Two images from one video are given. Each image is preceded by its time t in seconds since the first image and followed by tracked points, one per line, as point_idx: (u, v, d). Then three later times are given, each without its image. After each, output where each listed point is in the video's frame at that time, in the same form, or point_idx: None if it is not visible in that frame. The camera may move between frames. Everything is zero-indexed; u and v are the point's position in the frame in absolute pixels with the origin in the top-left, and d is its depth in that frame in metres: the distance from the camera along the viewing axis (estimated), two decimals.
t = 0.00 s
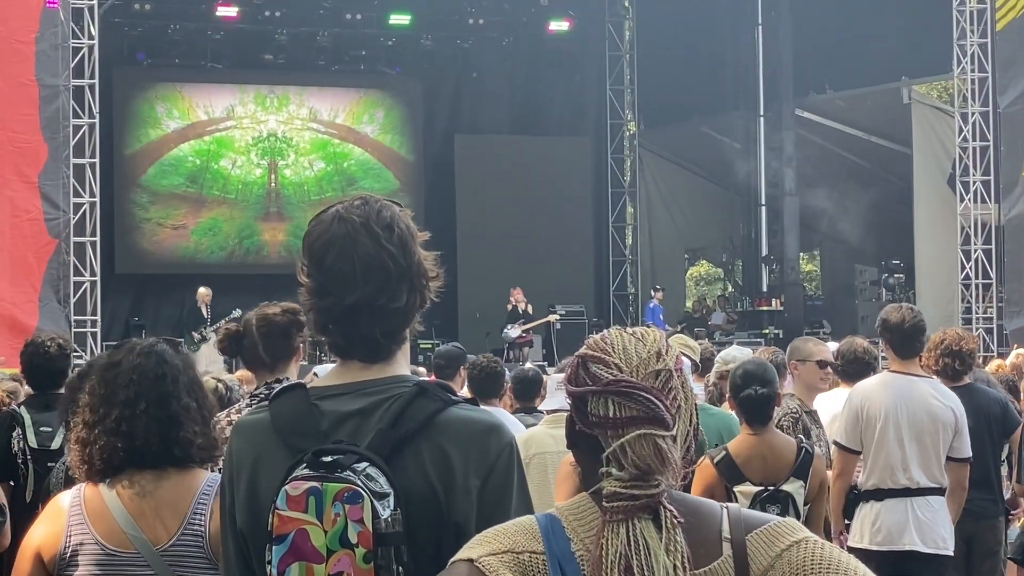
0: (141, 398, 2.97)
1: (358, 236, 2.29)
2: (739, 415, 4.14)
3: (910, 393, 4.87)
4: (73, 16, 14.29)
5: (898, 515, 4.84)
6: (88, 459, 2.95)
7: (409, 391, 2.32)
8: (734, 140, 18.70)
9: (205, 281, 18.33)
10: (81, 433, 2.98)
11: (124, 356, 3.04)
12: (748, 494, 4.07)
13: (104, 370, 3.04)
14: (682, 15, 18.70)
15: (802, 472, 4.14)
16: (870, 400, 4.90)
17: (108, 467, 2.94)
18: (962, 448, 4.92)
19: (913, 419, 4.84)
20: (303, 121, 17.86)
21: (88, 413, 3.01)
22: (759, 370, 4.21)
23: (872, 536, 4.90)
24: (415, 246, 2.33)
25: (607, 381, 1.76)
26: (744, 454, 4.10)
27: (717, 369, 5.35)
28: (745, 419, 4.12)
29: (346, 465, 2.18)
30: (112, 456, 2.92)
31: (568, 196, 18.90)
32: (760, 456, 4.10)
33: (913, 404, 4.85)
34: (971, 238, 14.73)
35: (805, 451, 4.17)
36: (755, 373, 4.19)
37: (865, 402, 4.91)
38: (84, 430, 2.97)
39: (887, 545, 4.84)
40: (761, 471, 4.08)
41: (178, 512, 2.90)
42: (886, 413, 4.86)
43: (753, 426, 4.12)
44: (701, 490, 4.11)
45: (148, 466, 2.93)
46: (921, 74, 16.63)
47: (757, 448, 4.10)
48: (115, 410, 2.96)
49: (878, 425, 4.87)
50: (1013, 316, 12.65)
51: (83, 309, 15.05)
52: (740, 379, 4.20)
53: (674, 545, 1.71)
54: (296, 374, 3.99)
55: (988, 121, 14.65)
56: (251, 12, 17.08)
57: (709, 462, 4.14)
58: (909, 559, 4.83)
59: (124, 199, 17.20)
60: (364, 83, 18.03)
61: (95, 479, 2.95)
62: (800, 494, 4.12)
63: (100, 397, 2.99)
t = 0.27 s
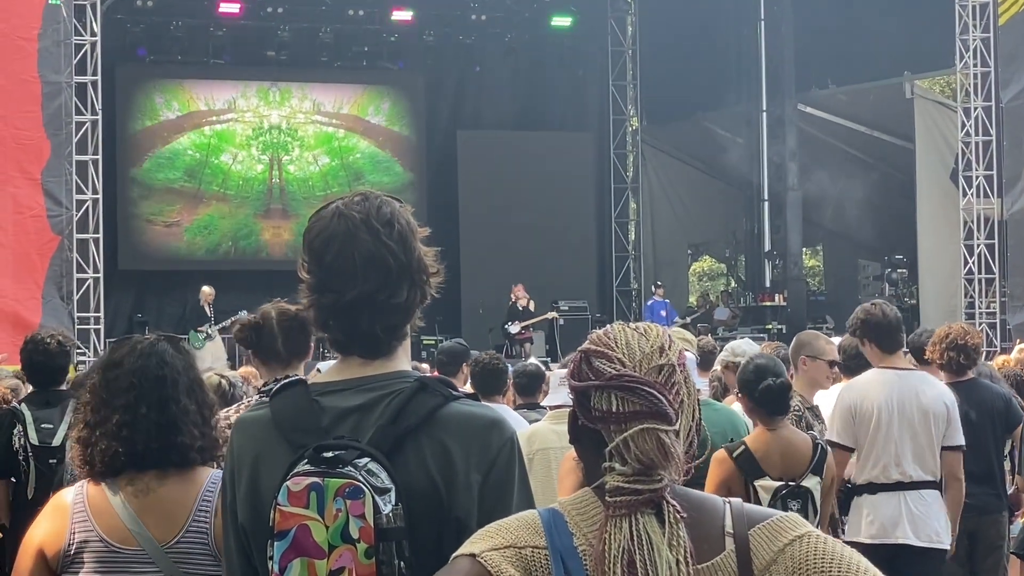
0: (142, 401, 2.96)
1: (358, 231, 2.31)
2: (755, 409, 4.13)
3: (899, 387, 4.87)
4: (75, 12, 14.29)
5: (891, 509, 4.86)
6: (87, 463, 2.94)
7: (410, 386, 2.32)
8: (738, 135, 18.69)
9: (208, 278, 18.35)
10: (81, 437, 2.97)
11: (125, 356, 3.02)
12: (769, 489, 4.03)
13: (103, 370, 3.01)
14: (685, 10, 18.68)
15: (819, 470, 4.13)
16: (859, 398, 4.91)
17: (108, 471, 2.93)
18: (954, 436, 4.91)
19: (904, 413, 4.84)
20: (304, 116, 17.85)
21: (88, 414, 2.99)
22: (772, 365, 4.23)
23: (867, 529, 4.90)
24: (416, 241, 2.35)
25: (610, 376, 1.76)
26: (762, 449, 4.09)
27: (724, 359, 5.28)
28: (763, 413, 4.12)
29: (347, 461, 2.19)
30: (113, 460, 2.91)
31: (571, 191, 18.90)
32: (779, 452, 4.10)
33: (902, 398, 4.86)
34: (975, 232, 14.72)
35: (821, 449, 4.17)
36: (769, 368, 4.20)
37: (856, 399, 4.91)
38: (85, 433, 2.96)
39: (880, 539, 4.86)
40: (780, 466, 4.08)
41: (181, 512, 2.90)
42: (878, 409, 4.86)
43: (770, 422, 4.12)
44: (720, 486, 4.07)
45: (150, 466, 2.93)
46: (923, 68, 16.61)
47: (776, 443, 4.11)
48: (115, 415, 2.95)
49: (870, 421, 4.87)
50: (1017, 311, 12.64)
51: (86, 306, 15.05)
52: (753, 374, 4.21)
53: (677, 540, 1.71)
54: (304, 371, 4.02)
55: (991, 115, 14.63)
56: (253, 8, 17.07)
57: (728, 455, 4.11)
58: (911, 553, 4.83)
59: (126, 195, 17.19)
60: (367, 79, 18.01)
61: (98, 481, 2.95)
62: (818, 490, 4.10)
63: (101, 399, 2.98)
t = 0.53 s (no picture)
0: (147, 401, 2.97)
1: (359, 230, 2.31)
2: (772, 403, 4.15)
3: (879, 386, 4.87)
4: (76, 11, 14.30)
5: (882, 505, 4.82)
6: (94, 463, 2.95)
7: (411, 383, 2.33)
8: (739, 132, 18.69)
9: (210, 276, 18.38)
10: (86, 438, 2.97)
11: (129, 356, 3.02)
12: (781, 484, 4.03)
13: (107, 369, 3.01)
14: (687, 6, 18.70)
15: (827, 466, 4.14)
16: (841, 399, 4.89)
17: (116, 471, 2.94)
18: (940, 427, 4.92)
19: (887, 411, 4.84)
20: (305, 113, 17.85)
21: (92, 414, 2.99)
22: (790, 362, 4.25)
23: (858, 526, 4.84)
24: (418, 239, 2.36)
25: (612, 373, 1.77)
26: (775, 443, 4.09)
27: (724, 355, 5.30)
28: (779, 406, 4.13)
29: (348, 458, 2.19)
30: (121, 461, 2.92)
31: (573, 188, 18.95)
32: (790, 447, 4.10)
33: (883, 396, 4.86)
34: (977, 229, 14.70)
35: (829, 446, 4.19)
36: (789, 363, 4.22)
37: (840, 400, 4.89)
38: (90, 433, 2.96)
39: (873, 535, 4.80)
40: (791, 461, 4.08)
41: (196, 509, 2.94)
42: (861, 410, 4.85)
43: (784, 416, 4.14)
44: (731, 478, 4.05)
45: (158, 465, 2.95)
46: (924, 62, 16.50)
47: (788, 438, 4.11)
48: (122, 415, 2.95)
49: (856, 421, 4.86)
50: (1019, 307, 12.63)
51: (88, 305, 15.06)
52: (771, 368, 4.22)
53: (680, 536, 1.71)
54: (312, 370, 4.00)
55: (993, 112, 14.61)
56: (255, 6, 17.08)
57: (739, 448, 4.08)
58: (913, 550, 4.83)
59: (127, 194, 17.19)
60: (368, 77, 18.02)
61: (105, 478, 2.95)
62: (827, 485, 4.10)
63: (105, 400, 2.97)
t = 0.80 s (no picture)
0: (154, 402, 2.96)
1: (363, 230, 2.33)
2: (773, 402, 4.14)
3: (870, 389, 4.84)
4: (80, 12, 14.32)
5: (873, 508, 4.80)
6: (100, 464, 2.94)
7: (415, 383, 2.34)
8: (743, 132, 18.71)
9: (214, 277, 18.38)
10: (92, 439, 2.96)
11: (135, 356, 3.01)
12: (779, 484, 4.02)
13: (113, 370, 3.01)
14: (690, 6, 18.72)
15: (829, 466, 4.11)
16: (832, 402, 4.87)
17: (123, 471, 2.93)
18: (931, 433, 4.88)
19: (878, 415, 4.82)
20: (308, 113, 17.86)
21: (97, 415, 2.99)
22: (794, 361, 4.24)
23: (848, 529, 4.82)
24: (420, 240, 2.37)
25: (616, 373, 1.77)
26: (773, 443, 4.09)
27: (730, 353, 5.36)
28: (780, 406, 4.12)
29: (352, 458, 2.19)
30: (128, 462, 2.91)
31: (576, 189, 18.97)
32: (789, 447, 4.09)
33: (874, 399, 4.83)
34: (982, 229, 14.68)
35: (832, 445, 4.15)
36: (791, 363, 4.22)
37: (830, 403, 4.87)
38: (96, 434, 2.96)
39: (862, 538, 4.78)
40: (790, 461, 4.07)
41: (203, 508, 2.94)
42: (852, 413, 4.83)
43: (784, 415, 4.12)
44: (730, 478, 4.08)
45: (165, 466, 2.94)
46: (929, 63, 16.53)
47: (787, 438, 4.10)
48: (128, 416, 2.94)
49: (845, 424, 4.84)
50: None
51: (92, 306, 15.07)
52: (773, 368, 4.22)
53: (685, 536, 1.71)
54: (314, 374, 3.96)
55: (997, 112, 14.58)
56: (258, 7, 17.11)
57: (739, 449, 4.11)
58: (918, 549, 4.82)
59: (130, 194, 17.21)
60: (372, 77, 18.01)
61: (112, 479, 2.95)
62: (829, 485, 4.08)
63: (111, 401, 2.97)
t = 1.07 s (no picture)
0: (157, 405, 2.97)
1: (369, 232, 2.33)
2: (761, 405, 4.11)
3: (869, 391, 4.85)
4: (85, 16, 14.36)
5: (871, 511, 4.80)
6: (103, 467, 2.94)
7: (420, 385, 2.34)
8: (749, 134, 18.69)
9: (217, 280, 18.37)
10: (94, 443, 2.96)
11: (136, 358, 3.02)
12: (768, 485, 4.02)
13: (116, 373, 3.01)
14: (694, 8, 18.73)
15: (820, 463, 4.08)
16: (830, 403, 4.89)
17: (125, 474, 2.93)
18: (930, 436, 4.87)
19: (875, 417, 4.82)
20: (313, 113, 17.82)
21: (100, 419, 2.99)
22: (787, 361, 4.16)
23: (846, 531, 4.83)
24: (425, 242, 2.37)
25: (621, 375, 1.77)
26: (762, 444, 4.09)
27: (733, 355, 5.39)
28: (766, 408, 4.10)
29: (358, 460, 2.19)
30: (131, 466, 2.91)
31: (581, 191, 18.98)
32: (778, 447, 4.08)
33: (872, 401, 4.83)
34: (987, 229, 14.64)
35: (823, 442, 4.12)
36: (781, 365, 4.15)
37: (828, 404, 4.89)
38: (98, 438, 2.96)
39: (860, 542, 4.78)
40: (779, 461, 4.06)
41: (204, 510, 2.95)
42: (848, 416, 4.84)
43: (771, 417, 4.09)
44: (720, 481, 4.10)
45: (167, 469, 2.94)
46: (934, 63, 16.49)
47: (776, 439, 4.08)
48: (131, 419, 2.95)
49: (843, 426, 4.85)
50: None
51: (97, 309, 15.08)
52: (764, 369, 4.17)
53: (691, 538, 1.72)
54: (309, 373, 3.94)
55: (1002, 112, 14.55)
56: (262, 9, 17.15)
57: (727, 452, 4.13)
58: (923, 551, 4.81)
59: (134, 197, 17.23)
60: (376, 79, 18.02)
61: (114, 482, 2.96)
62: (820, 483, 4.05)
63: (114, 404, 2.97)
